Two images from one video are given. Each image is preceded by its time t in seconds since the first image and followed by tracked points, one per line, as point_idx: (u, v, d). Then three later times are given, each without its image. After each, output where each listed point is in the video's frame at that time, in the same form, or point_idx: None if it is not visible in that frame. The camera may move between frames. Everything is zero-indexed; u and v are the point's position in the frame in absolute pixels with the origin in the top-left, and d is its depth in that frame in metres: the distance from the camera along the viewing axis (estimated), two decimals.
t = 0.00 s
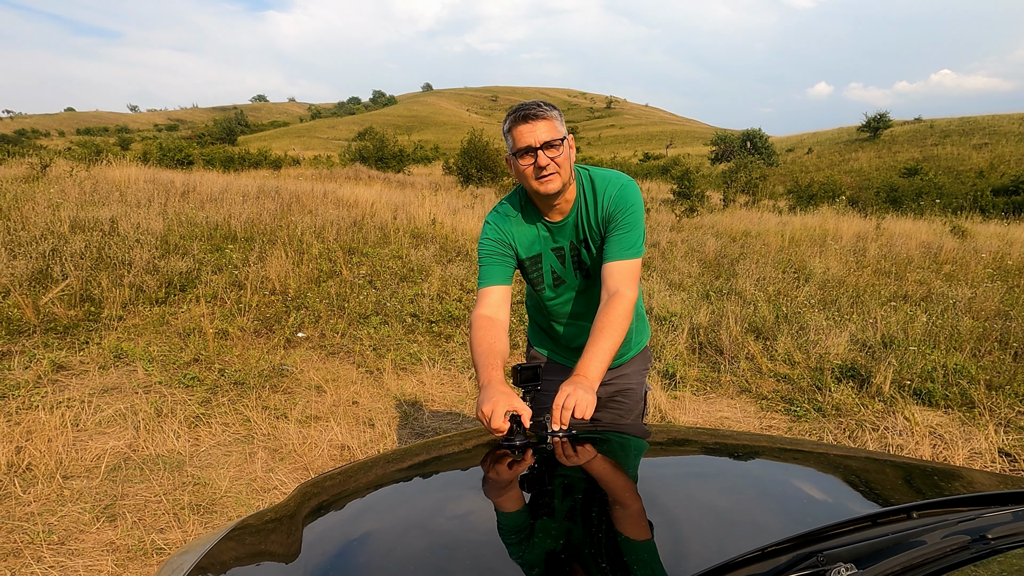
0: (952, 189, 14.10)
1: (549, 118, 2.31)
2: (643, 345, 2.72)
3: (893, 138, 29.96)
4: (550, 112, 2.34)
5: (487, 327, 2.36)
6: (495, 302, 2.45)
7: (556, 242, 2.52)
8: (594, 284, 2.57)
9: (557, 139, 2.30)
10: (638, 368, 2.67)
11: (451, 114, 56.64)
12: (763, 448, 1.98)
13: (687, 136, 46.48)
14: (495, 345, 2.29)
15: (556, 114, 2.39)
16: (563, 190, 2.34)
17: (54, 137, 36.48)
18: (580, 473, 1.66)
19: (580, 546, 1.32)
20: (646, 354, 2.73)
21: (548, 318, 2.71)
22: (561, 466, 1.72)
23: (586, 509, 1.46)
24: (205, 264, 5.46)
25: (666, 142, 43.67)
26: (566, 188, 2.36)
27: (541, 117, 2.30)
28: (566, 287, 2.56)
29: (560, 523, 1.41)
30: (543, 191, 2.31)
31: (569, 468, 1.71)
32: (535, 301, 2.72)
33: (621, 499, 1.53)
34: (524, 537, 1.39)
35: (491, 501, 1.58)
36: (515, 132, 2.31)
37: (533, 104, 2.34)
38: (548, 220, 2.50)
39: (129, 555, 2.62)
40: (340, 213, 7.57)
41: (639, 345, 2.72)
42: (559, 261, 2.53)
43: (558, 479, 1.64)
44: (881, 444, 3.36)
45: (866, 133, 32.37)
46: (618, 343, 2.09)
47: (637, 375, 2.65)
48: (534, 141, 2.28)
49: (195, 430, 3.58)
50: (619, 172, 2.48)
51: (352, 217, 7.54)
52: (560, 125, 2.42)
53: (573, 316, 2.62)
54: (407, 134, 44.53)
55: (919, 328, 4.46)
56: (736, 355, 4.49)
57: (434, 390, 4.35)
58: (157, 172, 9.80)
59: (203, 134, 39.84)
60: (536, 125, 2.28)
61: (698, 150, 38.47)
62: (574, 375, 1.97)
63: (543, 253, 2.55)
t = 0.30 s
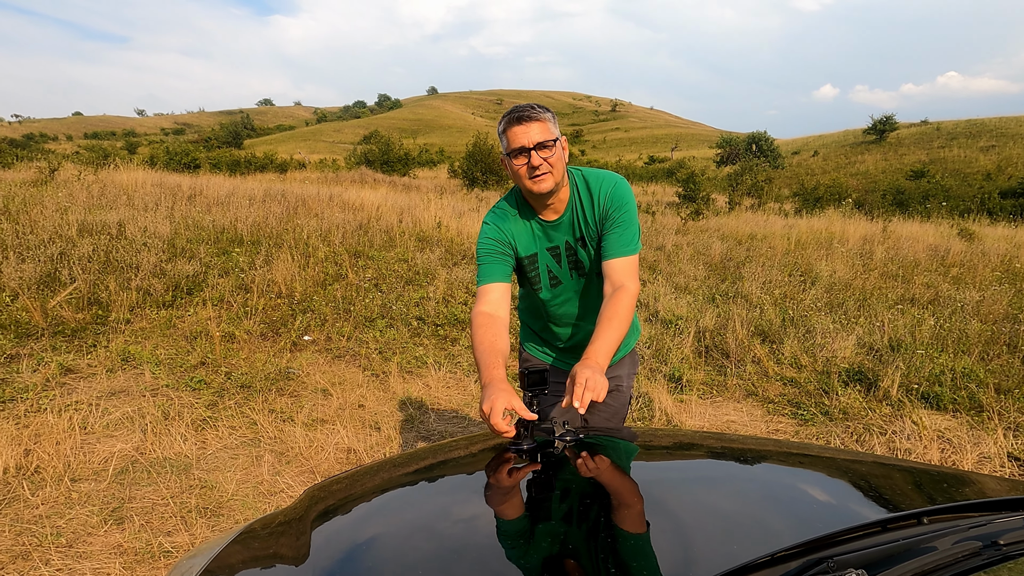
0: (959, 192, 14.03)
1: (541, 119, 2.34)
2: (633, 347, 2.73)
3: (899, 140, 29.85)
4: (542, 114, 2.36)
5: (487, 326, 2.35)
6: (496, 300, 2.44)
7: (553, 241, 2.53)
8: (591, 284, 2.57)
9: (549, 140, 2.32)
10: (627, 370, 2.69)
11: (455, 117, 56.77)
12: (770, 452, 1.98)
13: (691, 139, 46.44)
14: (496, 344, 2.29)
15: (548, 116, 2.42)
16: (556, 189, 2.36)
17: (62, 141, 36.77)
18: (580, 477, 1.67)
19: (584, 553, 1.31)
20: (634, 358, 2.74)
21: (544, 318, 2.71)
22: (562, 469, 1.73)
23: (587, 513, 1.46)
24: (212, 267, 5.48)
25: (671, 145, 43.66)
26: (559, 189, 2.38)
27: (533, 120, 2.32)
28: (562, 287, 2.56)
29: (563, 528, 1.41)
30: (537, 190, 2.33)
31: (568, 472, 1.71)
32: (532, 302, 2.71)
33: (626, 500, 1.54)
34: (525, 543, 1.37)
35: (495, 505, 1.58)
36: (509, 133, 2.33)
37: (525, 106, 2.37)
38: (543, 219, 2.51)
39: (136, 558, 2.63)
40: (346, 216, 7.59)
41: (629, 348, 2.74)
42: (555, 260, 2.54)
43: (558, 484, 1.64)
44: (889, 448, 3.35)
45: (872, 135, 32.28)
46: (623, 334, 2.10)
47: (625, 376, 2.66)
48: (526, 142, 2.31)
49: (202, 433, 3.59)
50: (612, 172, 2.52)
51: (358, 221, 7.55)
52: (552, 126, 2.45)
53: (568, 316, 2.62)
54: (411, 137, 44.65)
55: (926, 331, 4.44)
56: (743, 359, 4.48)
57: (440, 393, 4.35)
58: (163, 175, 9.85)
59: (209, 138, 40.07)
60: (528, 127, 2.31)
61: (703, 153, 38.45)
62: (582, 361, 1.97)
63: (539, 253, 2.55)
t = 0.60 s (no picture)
0: (969, 194, 13.95)
1: (520, 104, 2.24)
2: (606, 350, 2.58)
3: (908, 142, 29.67)
4: (521, 100, 2.27)
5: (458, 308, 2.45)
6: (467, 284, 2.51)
7: (529, 227, 2.33)
8: (568, 277, 2.37)
9: (528, 124, 2.22)
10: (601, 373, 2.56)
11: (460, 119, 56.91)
12: (780, 457, 1.97)
13: (697, 141, 46.35)
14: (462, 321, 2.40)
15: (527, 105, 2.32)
16: (534, 174, 2.24)
17: (71, 145, 37.12)
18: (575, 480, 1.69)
19: (579, 563, 1.31)
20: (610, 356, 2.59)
21: (516, 312, 2.48)
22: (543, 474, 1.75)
23: (588, 520, 1.48)
24: (221, 271, 5.52)
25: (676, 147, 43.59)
26: (538, 175, 2.26)
27: (512, 104, 2.23)
28: (538, 277, 2.36)
29: (562, 533, 1.42)
30: (515, 173, 2.20)
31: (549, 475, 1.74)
32: (502, 293, 2.48)
33: (620, 490, 1.67)
34: (526, 550, 1.36)
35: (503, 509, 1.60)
36: (488, 118, 2.24)
37: (504, 93, 2.28)
38: (516, 203, 2.35)
39: (148, 561, 2.65)
40: (353, 220, 7.62)
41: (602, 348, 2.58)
42: (531, 247, 2.33)
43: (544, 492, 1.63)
44: (899, 453, 3.34)
45: (881, 137, 32.14)
46: (616, 314, 2.23)
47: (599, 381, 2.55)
48: (504, 126, 2.19)
49: (212, 436, 3.62)
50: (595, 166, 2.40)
51: (366, 224, 7.59)
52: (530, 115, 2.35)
53: (543, 308, 2.41)
54: (417, 139, 44.77)
55: (937, 335, 4.41)
56: (751, 362, 4.47)
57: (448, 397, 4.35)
58: (173, 179, 9.92)
59: (217, 141, 40.36)
60: (507, 112, 2.21)
61: (709, 156, 38.38)
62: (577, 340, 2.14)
63: (514, 239, 2.34)
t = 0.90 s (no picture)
0: (982, 196, 13.84)
1: (499, 92, 2.24)
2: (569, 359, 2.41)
3: (919, 144, 29.42)
4: (501, 89, 2.27)
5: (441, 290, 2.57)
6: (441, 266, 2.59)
7: (489, 212, 2.26)
8: (526, 268, 2.27)
9: (504, 112, 2.21)
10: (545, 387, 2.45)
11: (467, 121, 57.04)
12: (792, 462, 1.97)
13: (705, 143, 46.25)
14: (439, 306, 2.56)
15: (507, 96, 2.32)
16: (506, 161, 2.20)
17: (83, 149, 37.50)
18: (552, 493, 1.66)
19: None
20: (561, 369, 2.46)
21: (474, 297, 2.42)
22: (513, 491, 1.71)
23: (568, 531, 1.48)
24: (233, 274, 5.56)
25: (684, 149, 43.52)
26: (510, 162, 2.21)
27: (490, 91, 2.22)
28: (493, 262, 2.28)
29: (579, 538, 1.44)
30: (485, 157, 2.17)
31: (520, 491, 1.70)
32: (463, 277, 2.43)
33: (596, 496, 1.66)
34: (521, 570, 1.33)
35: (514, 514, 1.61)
36: (467, 101, 2.24)
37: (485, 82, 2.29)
38: (484, 188, 2.29)
39: (163, 564, 2.67)
40: (363, 223, 7.65)
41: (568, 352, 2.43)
42: (488, 232, 2.26)
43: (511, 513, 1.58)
44: (913, 457, 3.32)
45: (892, 138, 31.95)
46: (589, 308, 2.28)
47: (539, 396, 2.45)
48: (480, 110, 2.19)
49: (225, 439, 3.64)
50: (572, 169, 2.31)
51: (376, 228, 7.61)
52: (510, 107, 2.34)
53: (495, 294, 2.32)
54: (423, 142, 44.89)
55: (950, 338, 4.38)
56: (762, 366, 4.45)
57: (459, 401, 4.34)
58: (184, 183, 10.00)
59: (226, 145, 40.68)
60: (484, 98, 2.21)
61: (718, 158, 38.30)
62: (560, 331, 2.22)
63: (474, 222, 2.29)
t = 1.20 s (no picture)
0: (998, 198, 13.69)
1: (433, 87, 2.25)
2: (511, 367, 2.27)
3: (933, 146, 29.13)
4: (436, 85, 2.29)
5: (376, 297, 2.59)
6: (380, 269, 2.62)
7: (420, 206, 2.23)
8: (455, 263, 2.18)
9: (437, 106, 2.22)
10: (491, 397, 2.29)
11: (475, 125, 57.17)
12: (805, 467, 1.96)
13: (715, 147, 46.12)
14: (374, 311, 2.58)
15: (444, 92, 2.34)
16: (439, 155, 2.21)
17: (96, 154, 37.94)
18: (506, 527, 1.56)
19: None
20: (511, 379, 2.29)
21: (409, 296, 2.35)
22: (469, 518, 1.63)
23: (513, 563, 1.39)
24: (245, 278, 5.60)
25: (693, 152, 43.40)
26: (443, 157, 2.22)
27: (424, 86, 2.24)
28: (423, 257, 2.23)
29: (594, 542, 1.46)
30: (418, 151, 2.18)
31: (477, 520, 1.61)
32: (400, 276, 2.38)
33: (546, 523, 1.58)
34: None
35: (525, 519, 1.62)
36: (399, 95, 2.25)
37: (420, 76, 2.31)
38: (418, 183, 2.29)
39: (178, 566, 2.69)
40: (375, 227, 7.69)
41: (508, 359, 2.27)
42: (418, 225, 2.23)
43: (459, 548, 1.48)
44: (929, 463, 3.29)
45: (906, 140, 31.70)
46: (534, 306, 2.13)
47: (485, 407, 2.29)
48: (413, 104, 2.20)
49: (239, 443, 3.67)
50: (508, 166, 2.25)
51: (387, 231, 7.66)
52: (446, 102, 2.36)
53: (424, 292, 2.25)
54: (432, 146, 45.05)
55: (966, 342, 4.34)
56: (775, 370, 4.42)
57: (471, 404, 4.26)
58: (198, 188, 10.09)
59: (238, 149, 41.05)
60: (417, 92, 2.22)
61: (728, 161, 38.17)
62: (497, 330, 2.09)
63: (406, 216, 2.27)
